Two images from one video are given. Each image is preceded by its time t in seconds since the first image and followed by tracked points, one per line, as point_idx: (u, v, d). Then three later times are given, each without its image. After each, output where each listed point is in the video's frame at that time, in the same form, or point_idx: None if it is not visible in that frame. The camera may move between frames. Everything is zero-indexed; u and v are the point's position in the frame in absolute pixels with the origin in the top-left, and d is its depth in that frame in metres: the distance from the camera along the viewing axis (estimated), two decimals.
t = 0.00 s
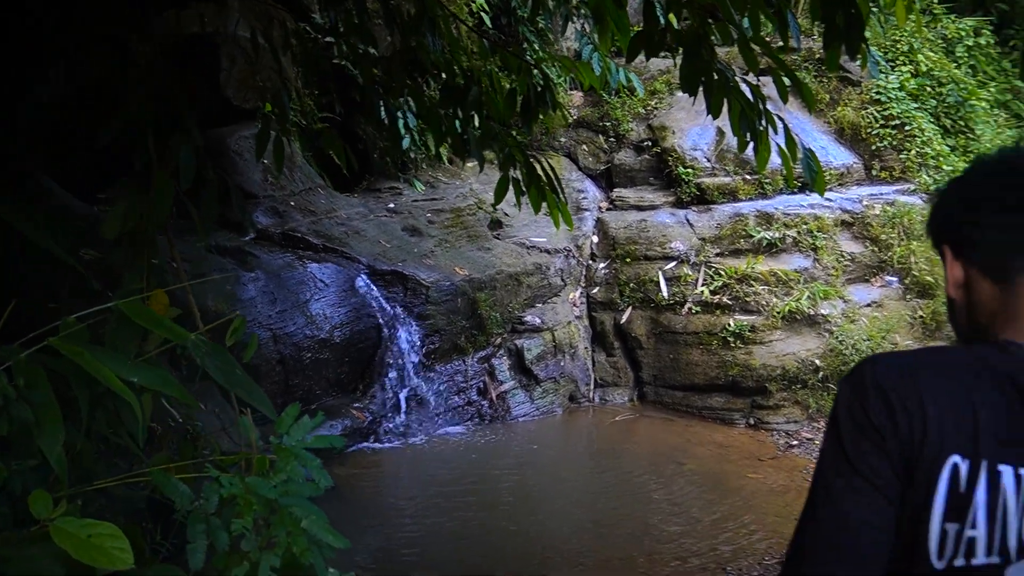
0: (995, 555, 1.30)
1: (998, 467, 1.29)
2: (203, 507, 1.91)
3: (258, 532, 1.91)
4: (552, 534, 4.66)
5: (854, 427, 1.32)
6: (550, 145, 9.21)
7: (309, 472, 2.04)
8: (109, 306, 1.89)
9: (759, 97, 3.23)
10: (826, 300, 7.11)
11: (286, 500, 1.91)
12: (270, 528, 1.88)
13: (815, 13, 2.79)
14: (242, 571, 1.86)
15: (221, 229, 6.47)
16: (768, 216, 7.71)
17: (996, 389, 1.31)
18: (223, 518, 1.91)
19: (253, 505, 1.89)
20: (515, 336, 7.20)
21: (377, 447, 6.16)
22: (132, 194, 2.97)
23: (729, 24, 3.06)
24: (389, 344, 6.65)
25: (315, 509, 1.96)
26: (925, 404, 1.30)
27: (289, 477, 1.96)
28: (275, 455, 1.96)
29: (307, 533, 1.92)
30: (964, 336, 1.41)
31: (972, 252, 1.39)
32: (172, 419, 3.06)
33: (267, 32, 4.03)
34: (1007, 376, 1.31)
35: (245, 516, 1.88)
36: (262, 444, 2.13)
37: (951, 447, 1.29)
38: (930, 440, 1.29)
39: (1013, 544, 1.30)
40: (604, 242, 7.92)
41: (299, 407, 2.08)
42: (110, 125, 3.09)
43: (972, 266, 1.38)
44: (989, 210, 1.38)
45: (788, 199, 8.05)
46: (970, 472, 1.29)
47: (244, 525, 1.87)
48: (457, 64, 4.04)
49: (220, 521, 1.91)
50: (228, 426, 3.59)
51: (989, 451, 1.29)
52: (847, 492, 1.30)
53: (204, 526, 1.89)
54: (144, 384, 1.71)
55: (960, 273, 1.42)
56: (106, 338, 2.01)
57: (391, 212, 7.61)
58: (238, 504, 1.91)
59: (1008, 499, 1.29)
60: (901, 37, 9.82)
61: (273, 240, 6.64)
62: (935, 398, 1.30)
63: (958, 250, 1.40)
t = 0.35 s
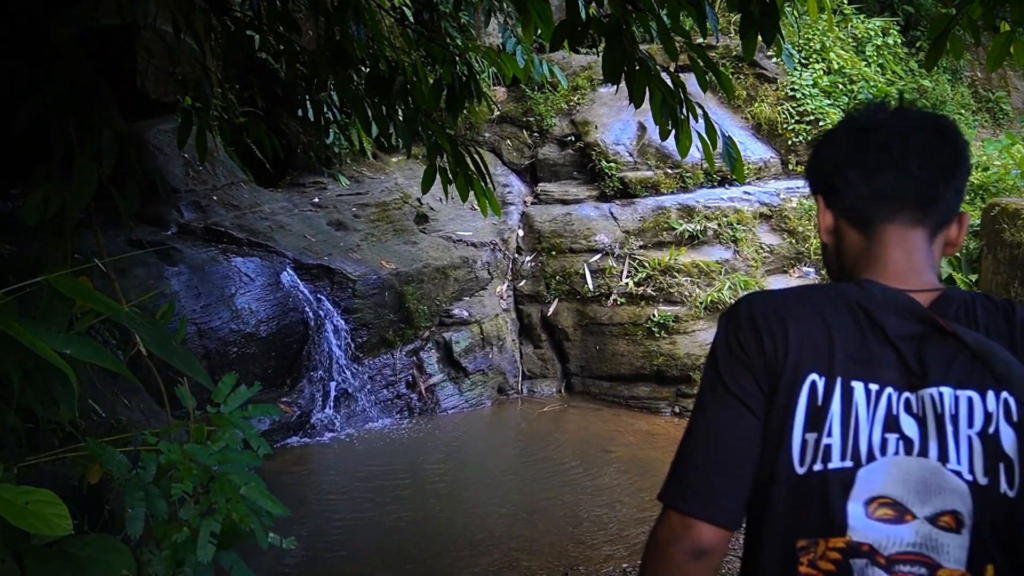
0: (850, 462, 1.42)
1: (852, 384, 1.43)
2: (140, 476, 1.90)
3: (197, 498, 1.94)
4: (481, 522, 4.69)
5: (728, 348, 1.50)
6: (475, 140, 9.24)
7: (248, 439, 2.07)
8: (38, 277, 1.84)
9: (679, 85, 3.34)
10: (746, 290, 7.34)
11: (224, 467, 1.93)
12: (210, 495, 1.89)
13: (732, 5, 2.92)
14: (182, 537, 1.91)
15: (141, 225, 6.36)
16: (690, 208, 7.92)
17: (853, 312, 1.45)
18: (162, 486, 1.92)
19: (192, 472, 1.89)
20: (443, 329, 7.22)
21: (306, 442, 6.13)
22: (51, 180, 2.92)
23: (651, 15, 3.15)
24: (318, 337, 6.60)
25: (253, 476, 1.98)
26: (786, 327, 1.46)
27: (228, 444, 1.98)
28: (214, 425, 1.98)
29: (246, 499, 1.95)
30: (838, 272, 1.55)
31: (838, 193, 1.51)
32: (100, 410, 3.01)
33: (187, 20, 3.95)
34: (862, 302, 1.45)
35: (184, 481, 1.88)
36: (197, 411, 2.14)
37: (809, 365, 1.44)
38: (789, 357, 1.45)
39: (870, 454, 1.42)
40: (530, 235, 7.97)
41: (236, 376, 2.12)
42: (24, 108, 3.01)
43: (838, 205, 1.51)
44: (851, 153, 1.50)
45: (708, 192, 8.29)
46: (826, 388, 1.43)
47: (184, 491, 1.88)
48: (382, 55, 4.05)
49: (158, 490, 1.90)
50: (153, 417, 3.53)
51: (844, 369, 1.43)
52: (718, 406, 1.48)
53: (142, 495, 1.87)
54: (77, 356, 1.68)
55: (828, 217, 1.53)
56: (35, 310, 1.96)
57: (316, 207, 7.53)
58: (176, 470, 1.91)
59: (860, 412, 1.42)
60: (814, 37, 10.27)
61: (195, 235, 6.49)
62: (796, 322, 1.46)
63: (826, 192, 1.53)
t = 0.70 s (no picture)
0: (750, 418, 1.58)
1: (753, 349, 1.60)
2: (134, 473, 1.92)
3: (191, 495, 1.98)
4: (469, 518, 4.73)
5: (648, 322, 1.69)
6: (462, 138, 9.24)
7: (239, 436, 2.09)
8: (33, 279, 1.86)
9: (663, 85, 3.38)
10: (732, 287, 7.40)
11: (217, 464, 1.96)
12: (203, 492, 1.93)
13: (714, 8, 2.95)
14: (176, 532, 1.93)
15: (130, 223, 6.30)
16: (675, 207, 7.99)
17: (758, 287, 1.64)
18: (156, 482, 1.93)
19: (186, 469, 1.93)
20: (431, 327, 7.24)
21: (295, 440, 6.14)
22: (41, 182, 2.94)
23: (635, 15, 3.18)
24: (306, 336, 6.62)
25: (245, 474, 2.00)
26: (697, 301, 1.65)
27: (220, 442, 2.01)
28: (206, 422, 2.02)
29: (238, 495, 1.97)
30: (755, 259, 1.76)
31: (755, 189, 1.72)
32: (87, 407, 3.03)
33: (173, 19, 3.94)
34: (767, 279, 1.63)
35: (179, 477, 1.92)
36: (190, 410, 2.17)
37: (715, 333, 1.63)
38: (697, 326, 1.64)
39: (769, 410, 1.57)
40: (517, 233, 8.03)
41: (228, 375, 2.15)
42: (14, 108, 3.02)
43: (755, 201, 1.72)
44: (764, 157, 1.72)
45: (693, 190, 8.36)
46: (730, 353, 1.61)
47: (178, 487, 1.91)
48: (368, 54, 4.06)
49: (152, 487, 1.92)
50: (143, 416, 3.55)
51: (747, 335, 1.61)
52: (635, 372, 1.68)
53: (136, 491, 1.90)
54: (71, 356, 1.70)
55: (748, 214, 1.75)
56: (27, 309, 1.98)
57: (303, 205, 7.54)
58: (170, 468, 1.94)
59: (761, 373, 1.58)
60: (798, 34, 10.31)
61: (183, 234, 6.48)
62: (706, 296, 1.65)
63: (745, 191, 1.74)
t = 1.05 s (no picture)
0: (725, 419, 1.49)
1: (730, 349, 1.52)
2: (129, 473, 1.94)
3: (184, 495, 2.00)
4: (464, 517, 4.74)
5: (620, 321, 1.61)
6: (458, 139, 9.14)
7: (233, 437, 2.10)
8: (28, 281, 1.88)
9: (657, 86, 3.39)
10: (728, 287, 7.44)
11: (211, 464, 1.97)
12: (196, 492, 1.93)
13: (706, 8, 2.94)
14: (169, 532, 1.94)
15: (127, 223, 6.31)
16: (672, 206, 8.04)
17: (733, 285, 1.56)
18: (150, 483, 1.95)
19: (180, 469, 1.94)
20: (428, 327, 7.27)
21: (292, 439, 6.17)
22: (37, 184, 2.94)
23: (629, 16, 3.20)
24: (303, 335, 6.62)
25: (238, 473, 2.02)
26: (672, 299, 1.57)
27: (214, 443, 2.02)
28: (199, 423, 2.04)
29: (232, 495, 1.98)
30: (726, 259, 1.67)
31: (725, 188, 1.64)
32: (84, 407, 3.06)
33: (172, 22, 3.97)
34: (742, 277, 1.56)
35: (172, 477, 1.93)
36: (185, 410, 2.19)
37: (690, 333, 1.55)
38: (673, 326, 1.56)
39: (744, 411, 1.49)
40: (514, 233, 8.07)
41: (223, 376, 2.17)
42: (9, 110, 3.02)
43: (727, 200, 1.64)
44: (735, 157, 1.63)
45: (689, 190, 8.38)
46: (706, 354, 1.53)
47: (172, 488, 1.93)
48: (366, 56, 4.08)
49: (146, 486, 1.94)
50: (139, 416, 3.56)
51: (723, 335, 1.53)
52: (608, 373, 1.59)
53: (131, 491, 1.92)
54: (67, 358, 1.72)
55: (721, 215, 1.66)
56: (22, 312, 2.00)
57: (300, 205, 7.56)
58: (164, 468, 1.96)
59: (735, 372, 1.50)
60: (794, 34, 10.31)
61: (180, 233, 6.50)
62: (682, 295, 1.57)
63: (716, 190, 1.66)
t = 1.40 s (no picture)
0: (673, 406, 1.51)
1: (674, 337, 1.54)
2: (95, 468, 1.94)
3: (151, 491, 2.00)
4: (454, 515, 4.73)
5: (566, 313, 1.63)
6: (451, 137, 9.14)
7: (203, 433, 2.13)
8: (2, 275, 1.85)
9: (645, 82, 3.37)
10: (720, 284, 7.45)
11: (179, 459, 1.98)
12: (163, 487, 1.95)
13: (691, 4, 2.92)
14: (135, 528, 1.96)
15: (116, 220, 6.31)
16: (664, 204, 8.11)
17: (677, 277, 1.59)
18: (117, 478, 1.96)
19: (145, 464, 1.95)
20: (420, 324, 7.25)
21: (284, 436, 6.15)
22: (20, 180, 2.90)
23: (616, 12, 3.17)
24: (294, 333, 6.62)
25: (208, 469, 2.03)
26: (616, 290, 1.59)
27: (182, 438, 2.04)
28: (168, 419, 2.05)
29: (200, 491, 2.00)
30: (672, 255, 1.71)
31: (669, 187, 1.68)
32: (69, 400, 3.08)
33: (157, 18, 3.96)
34: (685, 268, 1.59)
35: (137, 473, 1.94)
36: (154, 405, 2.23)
37: (635, 322, 1.57)
38: (617, 316, 1.58)
39: (690, 396, 1.51)
40: (507, 230, 8.11)
41: (191, 371, 2.18)
42: None
43: (672, 197, 1.67)
44: (679, 156, 1.68)
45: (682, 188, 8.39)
46: (651, 342, 1.55)
47: (137, 482, 1.93)
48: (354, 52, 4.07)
49: (113, 482, 1.95)
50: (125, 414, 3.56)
51: (667, 324, 1.55)
52: (553, 363, 1.60)
53: (97, 486, 1.92)
54: (36, 353, 1.69)
55: (667, 213, 1.70)
56: None
57: (293, 203, 7.56)
58: (130, 463, 1.95)
59: (681, 359, 1.53)
60: (789, 31, 10.30)
61: (171, 231, 6.50)
62: (626, 287, 1.60)
63: (661, 190, 1.70)
